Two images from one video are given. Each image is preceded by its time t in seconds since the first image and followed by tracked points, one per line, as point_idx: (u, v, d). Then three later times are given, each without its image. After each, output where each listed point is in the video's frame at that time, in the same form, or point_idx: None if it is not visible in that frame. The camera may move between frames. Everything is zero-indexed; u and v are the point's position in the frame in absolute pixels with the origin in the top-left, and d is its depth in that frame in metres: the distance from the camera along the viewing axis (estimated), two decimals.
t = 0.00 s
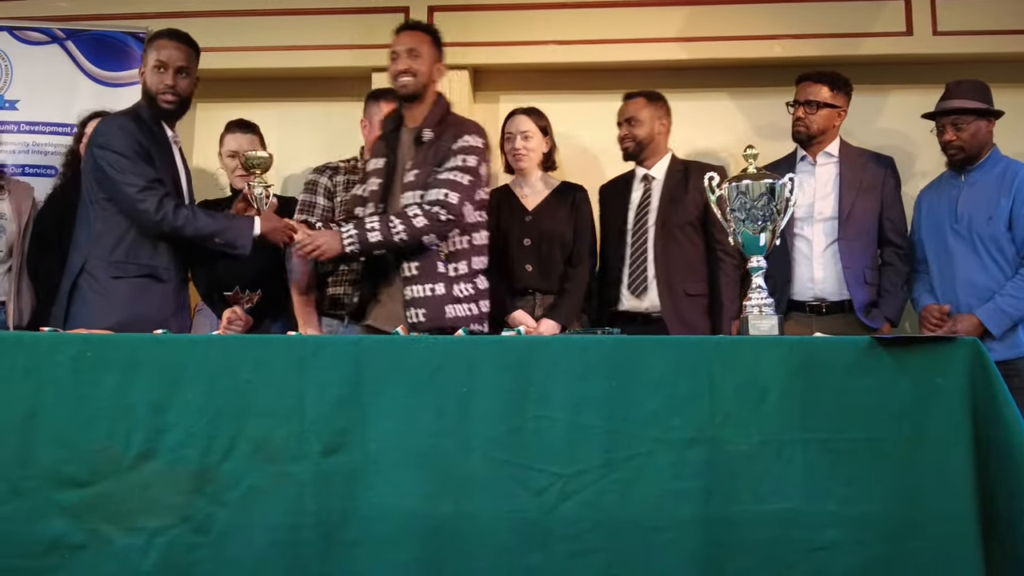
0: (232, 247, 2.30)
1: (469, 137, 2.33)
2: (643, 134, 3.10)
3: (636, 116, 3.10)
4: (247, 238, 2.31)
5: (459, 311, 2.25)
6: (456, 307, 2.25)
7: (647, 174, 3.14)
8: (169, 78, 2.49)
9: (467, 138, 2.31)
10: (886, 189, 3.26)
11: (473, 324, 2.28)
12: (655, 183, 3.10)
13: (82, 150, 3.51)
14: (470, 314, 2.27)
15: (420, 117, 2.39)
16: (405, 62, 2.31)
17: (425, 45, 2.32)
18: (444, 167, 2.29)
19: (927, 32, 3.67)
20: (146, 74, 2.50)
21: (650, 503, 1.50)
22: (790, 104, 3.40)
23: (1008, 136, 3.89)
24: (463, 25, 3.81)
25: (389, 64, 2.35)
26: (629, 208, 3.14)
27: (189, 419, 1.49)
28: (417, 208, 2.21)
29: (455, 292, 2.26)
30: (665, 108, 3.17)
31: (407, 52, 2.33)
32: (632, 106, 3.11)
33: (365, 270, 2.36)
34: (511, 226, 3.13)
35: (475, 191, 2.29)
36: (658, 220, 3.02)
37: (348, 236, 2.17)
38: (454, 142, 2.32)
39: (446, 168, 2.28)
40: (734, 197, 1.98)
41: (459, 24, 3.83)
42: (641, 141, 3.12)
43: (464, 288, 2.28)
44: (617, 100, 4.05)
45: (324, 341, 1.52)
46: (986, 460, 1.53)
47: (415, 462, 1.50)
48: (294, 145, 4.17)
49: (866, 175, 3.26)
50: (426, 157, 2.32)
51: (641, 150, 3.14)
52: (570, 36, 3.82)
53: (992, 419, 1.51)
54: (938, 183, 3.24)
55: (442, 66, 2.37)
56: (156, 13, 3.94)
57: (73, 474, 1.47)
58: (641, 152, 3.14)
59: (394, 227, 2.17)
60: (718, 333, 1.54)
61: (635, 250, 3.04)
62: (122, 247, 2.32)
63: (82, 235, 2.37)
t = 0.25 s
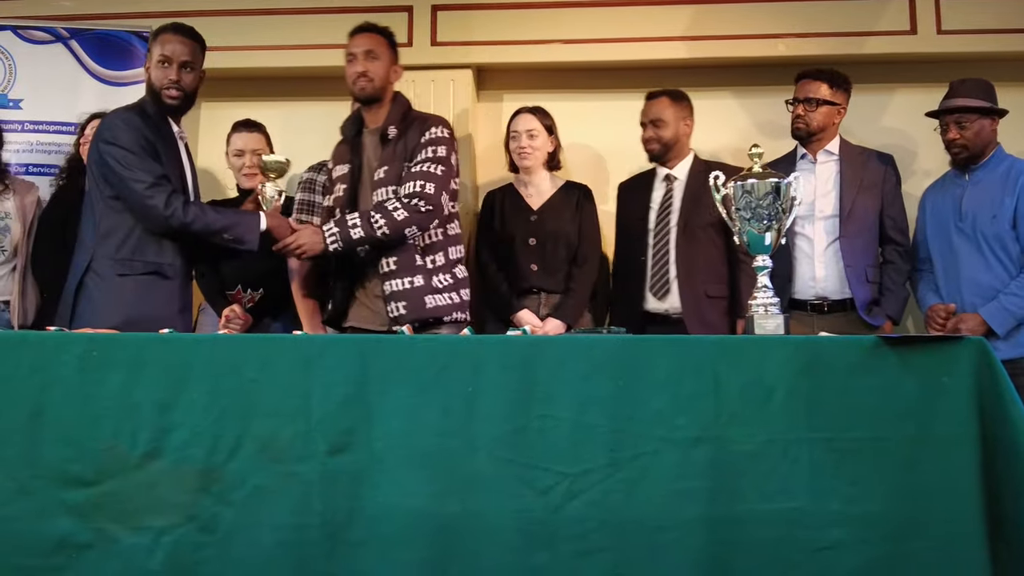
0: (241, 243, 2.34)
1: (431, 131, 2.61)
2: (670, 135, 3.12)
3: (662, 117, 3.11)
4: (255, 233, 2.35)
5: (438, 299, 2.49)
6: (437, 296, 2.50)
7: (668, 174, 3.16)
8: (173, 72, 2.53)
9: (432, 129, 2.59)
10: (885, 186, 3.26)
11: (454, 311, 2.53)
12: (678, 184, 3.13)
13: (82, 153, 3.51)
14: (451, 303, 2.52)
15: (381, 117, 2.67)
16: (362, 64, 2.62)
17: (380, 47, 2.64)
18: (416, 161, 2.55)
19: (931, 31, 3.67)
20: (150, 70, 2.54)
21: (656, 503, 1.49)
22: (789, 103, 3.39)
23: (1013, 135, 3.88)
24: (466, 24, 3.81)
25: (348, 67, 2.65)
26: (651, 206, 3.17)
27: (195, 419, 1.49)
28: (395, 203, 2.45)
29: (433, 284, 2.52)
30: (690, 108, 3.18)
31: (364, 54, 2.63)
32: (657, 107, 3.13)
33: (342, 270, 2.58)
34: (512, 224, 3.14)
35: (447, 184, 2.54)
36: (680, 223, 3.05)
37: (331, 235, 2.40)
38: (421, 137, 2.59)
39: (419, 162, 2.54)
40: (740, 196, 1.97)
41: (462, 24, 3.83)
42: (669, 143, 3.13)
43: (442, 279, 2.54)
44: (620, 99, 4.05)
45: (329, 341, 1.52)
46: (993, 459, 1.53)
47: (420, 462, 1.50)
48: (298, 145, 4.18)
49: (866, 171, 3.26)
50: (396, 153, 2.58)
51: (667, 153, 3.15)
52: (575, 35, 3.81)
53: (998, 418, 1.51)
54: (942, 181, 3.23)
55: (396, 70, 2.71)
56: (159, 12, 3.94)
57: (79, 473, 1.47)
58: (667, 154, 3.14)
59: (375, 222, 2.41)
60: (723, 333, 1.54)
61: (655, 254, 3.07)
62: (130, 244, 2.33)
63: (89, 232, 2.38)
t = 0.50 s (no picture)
0: (254, 245, 2.30)
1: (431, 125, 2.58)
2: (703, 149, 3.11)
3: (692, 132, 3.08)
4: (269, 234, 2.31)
5: (441, 295, 2.48)
6: (439, 292, 2.49)
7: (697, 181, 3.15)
8: (194, 76, 2.44)
9: (432, 123, 2.57)
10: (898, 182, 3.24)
11: (457, 306, 2.52)
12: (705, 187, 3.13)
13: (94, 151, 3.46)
14: (454, 298, 2.51)
15: (376, 114, 2.64)
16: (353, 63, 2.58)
17: (371, 49, 2.60)
18: (420, 158, 2.53)
19: (948, 29, 3.65)
20: (168, 68, 2.43)
21: (682, 506, 1.48)
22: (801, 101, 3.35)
23: None
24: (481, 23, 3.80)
25: (338, 67, 2.60)
26: (676, 205, 3.18)
27: (219, 421, 1.48)
28: (405, 202, 2.45)
29: (436, 280, 2.50)
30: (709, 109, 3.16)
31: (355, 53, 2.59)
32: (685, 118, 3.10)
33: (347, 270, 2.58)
34: (529, 223, 3.13)
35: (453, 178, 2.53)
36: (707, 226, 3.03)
37: (343, 237, 2.40)
38: (422, 130, 2.57)
39: (423, 158, 2.52)
40: (763, 196, 1.96)
41: (477, 23, 3.82)
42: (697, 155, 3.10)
43: (445, 276, 2.52)
44: (636, 98, 4.04)
45: (353, 342, 1.51)
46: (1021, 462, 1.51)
47: (445, 464, 1.49)
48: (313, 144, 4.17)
49: (880, 168, 3.24)
50: (397, 149, 2.56)
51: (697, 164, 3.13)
52: (590, 33, 3.80)
53: None
54: (959, 180, 3.21)
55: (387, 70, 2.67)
56: (173, 10, 3.94)
57: (101, 475, 1.46)
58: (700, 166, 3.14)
59: (387, 223, 2.41)
60: (749, 335, 1.53)
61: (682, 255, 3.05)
62: (143, 246, 2.29)
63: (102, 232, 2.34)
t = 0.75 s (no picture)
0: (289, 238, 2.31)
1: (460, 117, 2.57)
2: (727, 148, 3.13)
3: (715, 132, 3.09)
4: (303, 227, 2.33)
5: (466, 291, 2.45)
6: (464, 288, 2.46)
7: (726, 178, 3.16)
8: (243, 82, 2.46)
9: (460, 116, 2.56)
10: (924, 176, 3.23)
11: (483, 304, 2.47)
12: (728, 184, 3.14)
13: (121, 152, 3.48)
14: (479, 294, 2.47)
15: (405, 106, 2.64)
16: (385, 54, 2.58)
17: (404, 36, 2.59)
18: (449, 151, 2.52)
19: (980, 23, 3.62)
20: (219, 68, 2.41)
21: (721, 501, 1.48)
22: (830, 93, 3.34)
23: None
24: (509, 18, 3.81)
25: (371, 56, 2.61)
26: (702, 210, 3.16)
27: (260, 416, 1.49)
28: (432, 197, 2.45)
29: (461, 275, 2.48)
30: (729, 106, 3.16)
31: (388, 43, 2.59)
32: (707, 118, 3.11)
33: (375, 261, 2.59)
34: (559, 218, 3.15)
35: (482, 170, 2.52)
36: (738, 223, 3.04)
37: (370, 232, 2.45)
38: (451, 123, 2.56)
39: (451, 151, 2.51)
40: (800, 190, 1.95)
41: (505, 18, 3.82)
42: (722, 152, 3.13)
43: (470, 272, 2.50)
44: (664, 93, 4.04)
45: (392, 338, 1.51)
46: None
47: (484, 459, 1.50)
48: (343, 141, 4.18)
49: (907, 162, 3.23)
50: (426, 143, 2.56)
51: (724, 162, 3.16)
52: (618, 28, 3.81)
53: None
54: (991, 174, 3.19)
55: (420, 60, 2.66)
56: (203, 7, 3.97)
57: (145, 468, 1.48)
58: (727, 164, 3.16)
59: (414, 217, 2.42)
60: (787, 331, 1.52)
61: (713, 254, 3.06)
62: (179, 243, 2.29)
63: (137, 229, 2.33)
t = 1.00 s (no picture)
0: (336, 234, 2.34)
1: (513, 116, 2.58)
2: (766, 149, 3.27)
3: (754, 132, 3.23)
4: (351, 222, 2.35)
5: (500, 294, 2.46)
6: (499, 291, 2.47)
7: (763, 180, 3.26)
8: (293, 85, 2.50)
9: (511, 116, 2.57)
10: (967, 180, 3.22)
11: (517, 308, 2.49)
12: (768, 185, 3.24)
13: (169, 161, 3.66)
14: (515, 299, 2.49)
15: (466, 99, 2.67)
16: (451, 46, 2.62)
17: (470, 28, 2.63)
18: (496, 152, 2.53)
19: None
20: (269, 74, 2.46)
21: (774, 502, 1.49)
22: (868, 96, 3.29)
23: None
24: (554, 17, 4.10)
25: (438, 48, 2.65)
26: (741, 208, 3.27)
27: (318, 414, 1.52)
28: (472, 199, 2.45)
29: (500, 279, 2.48)
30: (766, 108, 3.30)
31: (454, 36, 2.63)
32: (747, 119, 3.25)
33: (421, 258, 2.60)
34: (603, 220, 3.25)
35: (529, 171, 2.53)
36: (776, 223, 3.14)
37: (409, 231, 2.44)
38: (503, 123, 2.57)
39: (498, 152, 2.52)
40: (851, 191, 1.95)
41: (549, 17, 4.12)
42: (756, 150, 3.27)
43: (509, 276, 2.50)
44: (706, 92, 4.36)
45: (447, 339, 1.53)
46: None
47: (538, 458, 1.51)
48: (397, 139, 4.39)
49: (949, 164, 3.22)
50: (477, 142, 2.57)
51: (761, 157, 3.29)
52: (657, 25, 4.09)
53: None
54: None
55: (484, 53, 2.69)
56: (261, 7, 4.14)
57: (205, 465, 1.51)
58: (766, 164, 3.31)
59: (451, 220, 2.43)
60: (841, 332, 1.52)
61: (753, 257, 3.16)
62: (231, 241, 2.35)
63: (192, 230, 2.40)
